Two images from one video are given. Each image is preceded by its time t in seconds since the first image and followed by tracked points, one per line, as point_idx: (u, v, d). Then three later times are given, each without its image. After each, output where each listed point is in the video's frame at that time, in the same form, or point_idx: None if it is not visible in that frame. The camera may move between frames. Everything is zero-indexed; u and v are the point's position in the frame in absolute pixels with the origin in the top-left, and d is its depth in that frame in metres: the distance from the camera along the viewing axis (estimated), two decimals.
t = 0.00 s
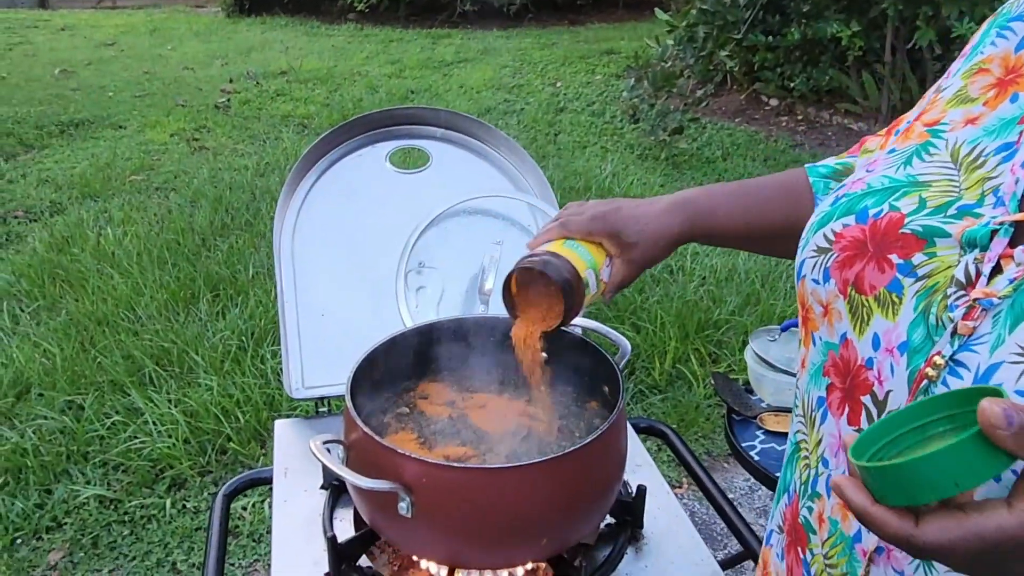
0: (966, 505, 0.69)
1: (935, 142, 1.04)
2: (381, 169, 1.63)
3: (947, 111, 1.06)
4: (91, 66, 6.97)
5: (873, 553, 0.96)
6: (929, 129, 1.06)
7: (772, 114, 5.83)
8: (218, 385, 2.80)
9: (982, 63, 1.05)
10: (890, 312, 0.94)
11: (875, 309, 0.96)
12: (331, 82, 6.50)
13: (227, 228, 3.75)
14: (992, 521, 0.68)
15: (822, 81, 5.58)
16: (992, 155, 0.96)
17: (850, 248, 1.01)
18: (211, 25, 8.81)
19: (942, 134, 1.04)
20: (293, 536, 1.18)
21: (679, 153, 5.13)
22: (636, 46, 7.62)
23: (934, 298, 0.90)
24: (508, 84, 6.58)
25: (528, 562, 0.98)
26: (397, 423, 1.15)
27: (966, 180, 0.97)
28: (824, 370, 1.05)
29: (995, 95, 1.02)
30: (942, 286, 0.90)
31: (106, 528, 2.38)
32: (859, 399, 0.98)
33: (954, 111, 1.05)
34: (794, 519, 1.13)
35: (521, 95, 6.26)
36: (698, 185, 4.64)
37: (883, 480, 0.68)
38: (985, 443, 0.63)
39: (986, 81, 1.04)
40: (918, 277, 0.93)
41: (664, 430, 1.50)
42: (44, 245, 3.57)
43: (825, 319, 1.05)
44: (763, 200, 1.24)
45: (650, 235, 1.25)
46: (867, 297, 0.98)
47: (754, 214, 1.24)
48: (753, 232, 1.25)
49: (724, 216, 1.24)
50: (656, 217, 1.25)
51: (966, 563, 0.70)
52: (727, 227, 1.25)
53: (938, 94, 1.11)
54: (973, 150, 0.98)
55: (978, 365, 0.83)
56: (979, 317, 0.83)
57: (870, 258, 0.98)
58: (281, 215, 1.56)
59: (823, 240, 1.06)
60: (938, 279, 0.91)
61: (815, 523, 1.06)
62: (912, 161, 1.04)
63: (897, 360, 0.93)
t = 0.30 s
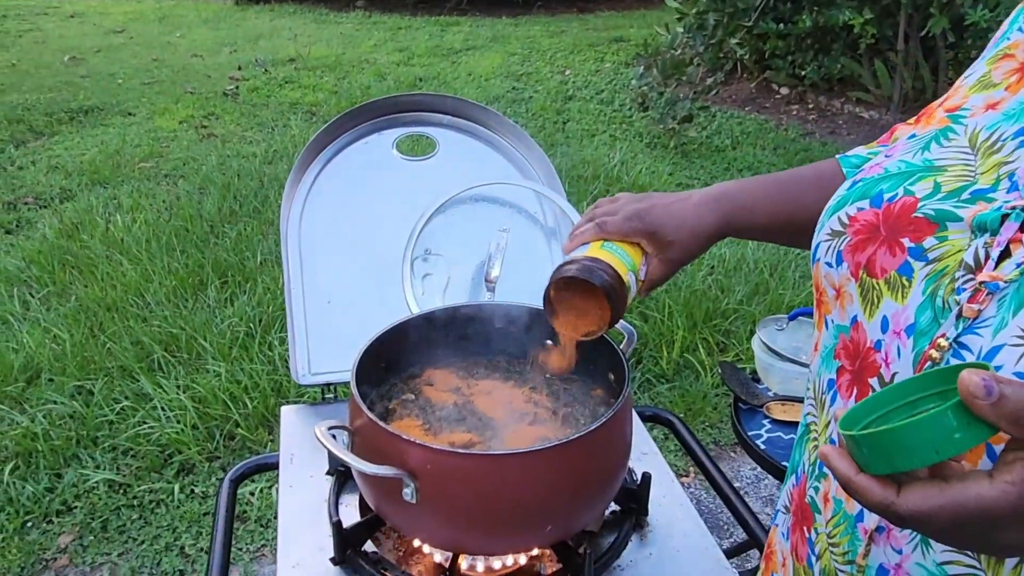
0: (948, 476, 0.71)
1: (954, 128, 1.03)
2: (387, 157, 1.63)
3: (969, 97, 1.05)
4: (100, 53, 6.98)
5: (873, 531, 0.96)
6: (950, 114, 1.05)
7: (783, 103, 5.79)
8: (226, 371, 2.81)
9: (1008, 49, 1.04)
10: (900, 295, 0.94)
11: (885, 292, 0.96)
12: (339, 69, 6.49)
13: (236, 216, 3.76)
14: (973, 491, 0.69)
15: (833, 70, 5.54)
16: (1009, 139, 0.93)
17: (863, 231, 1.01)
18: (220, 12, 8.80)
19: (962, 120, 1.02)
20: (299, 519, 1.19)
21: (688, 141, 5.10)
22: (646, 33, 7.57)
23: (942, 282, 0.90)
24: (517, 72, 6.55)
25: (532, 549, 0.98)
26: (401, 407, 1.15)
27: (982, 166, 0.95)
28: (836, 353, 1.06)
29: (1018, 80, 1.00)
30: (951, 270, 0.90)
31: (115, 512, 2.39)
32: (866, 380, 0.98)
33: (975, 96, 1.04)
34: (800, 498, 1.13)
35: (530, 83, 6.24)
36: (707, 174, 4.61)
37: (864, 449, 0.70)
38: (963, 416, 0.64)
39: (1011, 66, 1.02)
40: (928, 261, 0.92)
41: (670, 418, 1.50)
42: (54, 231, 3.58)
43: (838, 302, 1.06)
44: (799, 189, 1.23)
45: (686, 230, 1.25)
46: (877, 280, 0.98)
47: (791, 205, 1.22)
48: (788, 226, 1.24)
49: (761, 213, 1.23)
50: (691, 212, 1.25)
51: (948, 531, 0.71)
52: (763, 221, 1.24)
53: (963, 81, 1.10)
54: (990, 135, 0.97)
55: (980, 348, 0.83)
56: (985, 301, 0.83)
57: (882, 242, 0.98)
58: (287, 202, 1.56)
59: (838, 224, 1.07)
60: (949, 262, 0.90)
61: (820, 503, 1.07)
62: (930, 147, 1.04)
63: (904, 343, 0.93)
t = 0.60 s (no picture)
0: (950, 475, 0.70)
1: (962, 121, 1.03)
2: (390, 150, 1.64)
3: (977, 91, 1.05)
4: (107, 44, 6.99)
5: (875, 524, 0.97)
6: (957, 108, 1.05)
7: (789, 96, 5.78)
8: (231, 362, 2.83)
9: (1018, 45, 1.05)
10: (904, 288, 0.95)
11: (888, 286, 0.97)
12: (345, 61, 6.49)
13: (241, 207, 3.77)
14: (976, 490, 0.68)
15: (840, 64, 5.52)
16: (1017, 134, 0.94)
17: (869, 224, 1.02)
18: (226, 4, 8.79)
19: (970, 114, 1.03)
20: (299, 510, 1.20)
21: (693, 135, 5.09)
22: (652, 26, 7.55)
23: (946, 276, 0.90)
24: (522, 64, 6.53)
25: (530, 540, 1.00)
26: (401, 400, 1.16)
27: (989, 160, 0.95)
28: (838, 346, 1.06)
29: None
30: (955, 264, 0.90)
31: (120, 502, 2.42)
32: (869, 373, 0.99)
33: (984, 90, 1.04)
34: (802, 490, 1.13)
35: (535, 75, 6.23)
36: (712, 167, 4.61)
37: (867, 444, 0.69)
38: (967, 413, 0.64)
39: (1019, 61, 1.03)
40: (933, 254, 0.93)
41: (670, 411, 1.51)
42: (60, 222, 3.60)
43: (841, 294, 1.06)
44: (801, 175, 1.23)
45: (686, 215, 1.24)
46: (882, 272, 0.98)
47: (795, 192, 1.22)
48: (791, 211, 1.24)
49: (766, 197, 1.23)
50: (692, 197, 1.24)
51: (948, 530, 0.71)
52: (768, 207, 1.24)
53: (971, 76, 1.10)
54: (998, 130, 0.97)
55: (984, 343, 0.84)
56: (989, 296, 0.83)
57: (887, 235, 0.98)
58: (290, 195, 1.57)
59: (844, 216, 1.07)
60: (954, 256, 0.91)
61: (820, 495, 1.07)
62: (937, 140, 1.04)
63: (907, 337, 0.94)
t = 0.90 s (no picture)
0: (957, 471, 0.70)
1: (955, 119, 1.03)
2: (390, 145, 1.65)
3: (969, 88, 1.05)
4: (111, 37, 7.00)
5: (872, 522, 0.97)
6: (949, 105, 1.05)
7: (793, 90, 5.76)
8: (233, 355, 2.84)
9: (1007, 40, 1.05)
10: (902, 287, 0.95)
11: (886, 284, 0.98)
12: (348, 55, 6.48)
13: (244, 201, 3.78)
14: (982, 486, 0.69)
15: (844, 58, 5.51)
16: (1011, 131, 0.94)
17: (863, 223, 1.02)
18: None
19: (962, 111, 1.03)
20: (299, 503, 1.21)
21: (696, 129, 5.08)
22: (656, 20, 7.53)
23: (945, 274, 0.91)
24: (525, 58, 6.52)
25: (527, 533, 1.00)
26: (399, 394, 1.17)
27: (983, 158, 0.96)
28: (835, 346, 1.07)
29: (1017, 71, 1.01)
30: (954, 262, 0.91)
31: (123, 494, 2.43)
32: (867, 372, 0.99)
33: (975, 87, 1.04)
34: (799, 489, 1.14)
35: (539, 69, 6.23)
36: (715, 162, 4.61)
37: (874, 440, 0.69)
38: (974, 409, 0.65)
39: (1010, 57, 1.03)
40: (931, 253, 0.93)
41: (667, 406, 1.52)
42: (65, 215, 3.62)
43: (838, 294, 1.07)
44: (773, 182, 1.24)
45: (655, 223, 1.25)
46: (879, 272, 0.99)
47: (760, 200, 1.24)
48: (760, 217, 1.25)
49: (730, 205, 1.24)
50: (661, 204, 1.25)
51: (954, 526, 0.71)
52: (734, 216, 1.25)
53: (961, 72, 1.10)
54: (991, 127, 0.97)
55: (984, 341, 0.84)
56: (990, 294, 0.83)
57: (883, 234, 0.99)
58: (290, 190, 1.58)
59: (836, 217, 1.08)
60: (951, 254, 0.91)
61: (818, 494, 1.08)
62: (930, 139, 1.04)
63: (907, 335, 0.94)
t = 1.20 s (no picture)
0: (980, 488, 0.69)
1: (952, 118, 1.03)
2: (389, 139, 1.65)
3: (965, 87, 1.05)
4: (113, 32, 7.00)
5: (877, 529, 0.98)
6: (946, 105, 1.05)
7: (795, 85, 5.75)
8: (234, 349, 2.85)
9: (1002, 39, 1.04)
10: (903, 290, 0.96)
11: (887, 287, 0.98)
12: (350, 50, 6.48)
13: (245, 195, 3.79)
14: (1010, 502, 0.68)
15: (846, 53, 5.51)
16: (1011, 132, 0.95)
17: (863, 225, 1.03)
18: None
19: (959, 111, 1.03)
20: (297, 495, 1.22)
21: (698, 124, 5.08)
22: (658, 15, 7.52)
23: (949, 277, 0.91)
24: (527, 53, 6.51)
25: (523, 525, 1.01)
26: (396, 388, 1.18)
27: (984, 159, 0.96)
28: (834, 349, 1.07)
29: (1015, 70, 1.01)
30: (957, 265, 0.91)
31: (125, 487, 2.44)
32: (869, 376, 0.99)
33: (972, 87, 1.04)
34: (798, 493, 1.15)
35: (540, 64, 6.22)
36: (716, 157, 4.60)
37: (896, 461, 0.68)
38: (1001, 426, 0.63)
39: (1006, 56, 1.03)
40: (933, 256, 0.94)
41: (664, 400, 1.52)
42: (66, 209, 3.62)
43: (837, 296, 1.07)
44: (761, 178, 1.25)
45: (645, 216, 1.26)
46: (879, 275, 0.99)
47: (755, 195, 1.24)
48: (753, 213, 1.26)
49: (724, 199, 1.25)
50: (652, 197, 1.26)
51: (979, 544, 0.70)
52: (727, 211, 1.26)
53: (955, 70, 1.10)
54: (991, 128, 0.98)
55: (992, 346, 0.83)
56: (995, 297, 0.83)
57: (883, 236, 0.99)
58: (289, 184, 1.59)
59: (835, 219, 1.08)
60: (954, 257, 0.92)
61: (818, 499, 1.09)
62: (928, 138, 1.04)
63: (909, 339, 0.94)
